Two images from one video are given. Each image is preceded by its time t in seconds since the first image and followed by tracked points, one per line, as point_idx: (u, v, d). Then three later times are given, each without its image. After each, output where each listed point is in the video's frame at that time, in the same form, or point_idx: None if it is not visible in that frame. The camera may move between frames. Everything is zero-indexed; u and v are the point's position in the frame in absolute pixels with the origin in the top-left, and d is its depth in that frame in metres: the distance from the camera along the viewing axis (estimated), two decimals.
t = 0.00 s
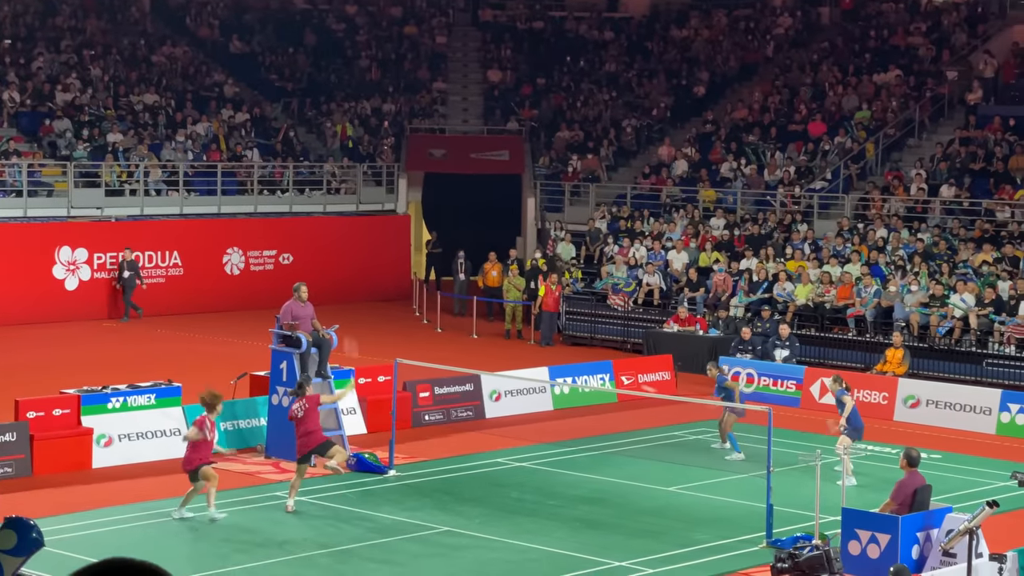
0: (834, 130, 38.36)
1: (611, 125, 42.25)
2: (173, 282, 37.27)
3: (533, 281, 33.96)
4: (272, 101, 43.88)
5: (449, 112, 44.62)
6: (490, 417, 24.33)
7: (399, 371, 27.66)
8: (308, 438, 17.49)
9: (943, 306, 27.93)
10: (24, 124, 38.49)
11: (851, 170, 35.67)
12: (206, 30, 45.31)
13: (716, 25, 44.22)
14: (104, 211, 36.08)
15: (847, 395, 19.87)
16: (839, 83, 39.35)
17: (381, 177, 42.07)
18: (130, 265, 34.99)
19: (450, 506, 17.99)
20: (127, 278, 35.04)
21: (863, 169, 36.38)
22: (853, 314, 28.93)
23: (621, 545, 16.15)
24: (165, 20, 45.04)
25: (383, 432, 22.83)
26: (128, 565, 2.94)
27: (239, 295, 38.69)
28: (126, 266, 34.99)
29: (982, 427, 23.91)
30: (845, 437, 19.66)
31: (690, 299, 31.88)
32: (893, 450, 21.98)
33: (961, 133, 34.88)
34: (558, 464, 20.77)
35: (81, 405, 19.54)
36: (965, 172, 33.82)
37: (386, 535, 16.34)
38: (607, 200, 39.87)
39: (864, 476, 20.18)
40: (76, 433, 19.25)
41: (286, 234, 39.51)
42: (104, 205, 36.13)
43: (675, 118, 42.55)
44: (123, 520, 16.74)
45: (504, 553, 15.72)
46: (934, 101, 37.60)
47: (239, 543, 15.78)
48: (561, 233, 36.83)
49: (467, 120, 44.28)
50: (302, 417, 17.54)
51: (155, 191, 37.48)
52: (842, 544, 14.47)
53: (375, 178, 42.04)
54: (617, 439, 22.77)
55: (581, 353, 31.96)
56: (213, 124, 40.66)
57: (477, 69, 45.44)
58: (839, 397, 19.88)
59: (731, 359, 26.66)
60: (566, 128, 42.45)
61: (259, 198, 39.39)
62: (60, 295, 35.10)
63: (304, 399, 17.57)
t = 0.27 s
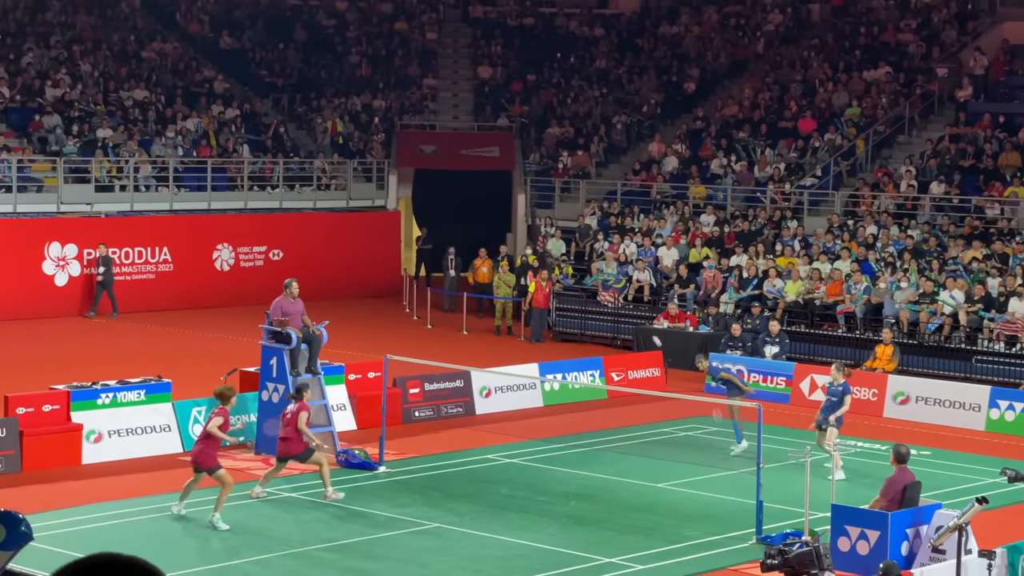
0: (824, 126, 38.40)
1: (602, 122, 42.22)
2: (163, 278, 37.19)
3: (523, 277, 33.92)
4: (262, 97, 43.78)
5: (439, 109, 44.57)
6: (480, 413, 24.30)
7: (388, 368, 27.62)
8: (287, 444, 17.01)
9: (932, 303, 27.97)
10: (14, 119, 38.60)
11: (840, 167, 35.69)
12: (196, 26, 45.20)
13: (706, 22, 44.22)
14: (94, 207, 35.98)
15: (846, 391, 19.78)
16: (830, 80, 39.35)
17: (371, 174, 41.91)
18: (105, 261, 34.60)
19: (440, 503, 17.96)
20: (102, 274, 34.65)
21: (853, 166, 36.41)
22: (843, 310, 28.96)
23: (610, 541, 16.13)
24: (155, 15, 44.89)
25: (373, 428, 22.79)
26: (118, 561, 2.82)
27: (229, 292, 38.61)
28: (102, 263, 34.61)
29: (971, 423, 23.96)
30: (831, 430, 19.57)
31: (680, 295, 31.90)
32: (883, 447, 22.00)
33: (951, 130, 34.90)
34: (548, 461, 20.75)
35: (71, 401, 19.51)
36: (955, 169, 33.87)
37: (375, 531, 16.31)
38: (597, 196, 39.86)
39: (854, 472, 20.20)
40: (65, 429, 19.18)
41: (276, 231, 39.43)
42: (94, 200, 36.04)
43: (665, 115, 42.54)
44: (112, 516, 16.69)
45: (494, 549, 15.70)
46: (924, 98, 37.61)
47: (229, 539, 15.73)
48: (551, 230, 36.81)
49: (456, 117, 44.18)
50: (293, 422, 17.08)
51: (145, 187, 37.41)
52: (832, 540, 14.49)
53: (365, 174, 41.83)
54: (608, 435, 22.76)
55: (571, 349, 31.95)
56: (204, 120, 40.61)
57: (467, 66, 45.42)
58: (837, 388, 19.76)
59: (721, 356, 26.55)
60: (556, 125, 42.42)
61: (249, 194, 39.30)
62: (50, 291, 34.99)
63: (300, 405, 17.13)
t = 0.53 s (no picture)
0: (817, 123, 38.40)
1: (594, 118, 42.18)
2: (155, 274, 37.11)
3: (515, 274, 33.87)
4: (254, 93, 43.68)
5: (432, 105, 44.50)
6: (472, 410, 24.28)
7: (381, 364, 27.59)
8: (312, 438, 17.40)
9: (924, 300, 27.99)
10: (6, 115, 38.39)
11: (833, 164, 35.71)
12: (189, 22, 45.05)
13: (699, 18, 44.18)
14: (86, 203, 35.89)
15: (838, 389, 19.67)
16: (822, 77, 39.36)
17: (363, 169, 41.76)
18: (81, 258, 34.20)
19: (432, 499, 17.95)
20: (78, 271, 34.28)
21: (845, 163, 36.42)
22: (835, 307, 28.97)
23: (603, 538, 16.13)
24: (147, 11, 44.71)
25: (365, 424, 22.77)
26: (106, 557, 2.45)
27: (221, 288, 38.55)
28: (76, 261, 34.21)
29: (962, 420, 24.01)
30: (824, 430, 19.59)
31: (673, 292, 31.89)
32: (875, 443, 22.03)
33: (943, 127, 34.92)
34: (540, 457, 20.74)
35: (62, 397, 19.55)
36: (947, 166, 33.91)
37: (368, 527, 16.29)
38: (590, 192, 39.83)
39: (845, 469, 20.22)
40: (57, 425, 19.12)
41: (268, 227, 39.35)
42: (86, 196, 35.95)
43: (658, 111, 42.53)
44: (104, 512, 16.64)
45: (486, 545, 15.69)
46: (917, 95, 37.60)
47: (221, 535, 15.70)
48: (543, 226, 36.78)
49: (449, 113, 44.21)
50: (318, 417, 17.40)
51: (137, 183, 37.32)
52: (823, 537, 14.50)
53: (358, 171, 41.76)
54: (600, 432, 22.76)
55: (563, 346, 31.92)
56: (196, 116, 40.44)
57: (460, 62, 45.38)
58: (828, 388, 19.67)
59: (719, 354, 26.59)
60: (549, 121, 42.37)
61: (241, 190, 39.22)
62: (42, 287, 34.88)
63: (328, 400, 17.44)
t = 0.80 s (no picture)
0: (812, 121, 38.43)
1: (589, 116, 42.18)
2: (150, 271, 37.08)
3: (510, 271, 33.88)
4: (249, 90, 43.65)
5: (427, 102, 44.50)
6: (466, 407, 24.29)
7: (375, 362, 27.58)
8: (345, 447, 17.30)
9: (919, 297, 28.02)
10: (1, 112, 38.15)
11: (828, 162, 35.74)
12: (184, 19, 44.97)
13: (694, 16, 44.19)
14: (81, 200, 35.86)
15: (830, 390, 19.81)
16: (817, 75, 39.40)
17: (358, 167, 41.87)
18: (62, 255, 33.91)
19: (426, 496, 17.94)
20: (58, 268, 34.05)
21: (840, 161, 36.45)
22: (829, 305, 29.01)
23: (598, 536, 16.13)
24: (142, 8, 44.63)
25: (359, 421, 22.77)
26: (95, 556, 2.08)
27: (216, 285, 38.52)
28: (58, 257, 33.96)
29: (957, 418, 24.04)
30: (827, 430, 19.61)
31: (667, 290, 31.92)
32: (869, 441, 22.06)
33: (938, 125, 34.94)
34: (535, 455, 20.75)
35: (57, 394, 19.35)
36: (941, 164, 33.94)
37: (362, 525, 16.28)
38: (585, 190, 39.83)
39: (839, 467, 20.25)
40: (51, 423, 19.05)
41: (263, 224, 39.32)
42: (80, 193, 35.90)
43: (653, 109, 42.55)
44: (99, 509, 16.64)
45: (480, 543, 15.69)
46: (912, 92, 37.62)
47: (215, 533, 15.68)
48: (538, 224, 36.80)
49: (444, 109, 44.71)
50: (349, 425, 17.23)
51: (132, 180, 37.28)
52: (818, 534, 14.51)
53: (353, 168, 41.84)
54: (595, 429, 22.76)
55: (558, 344, 31.93)
56: (191, 113, 40.35)
57: (455, 60, 45.40)
58: (822, 390, 19.76)
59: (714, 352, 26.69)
60: (544, 119, 42.36)
61: (236, 187, 39.19)
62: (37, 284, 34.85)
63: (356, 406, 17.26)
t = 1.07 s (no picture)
0: (808, 119, 38.46)
1: (585, 114, 42.15)
2: (145, 268, 37.05)
3: (506, 269, 33.87)
4: (244, 87, 43.61)
5: (423, 100, 44.48)
6: (462, 405, 24.30)
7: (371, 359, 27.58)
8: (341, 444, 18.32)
9: (915, 296, 28.07)
10: None
11: (824, 160, 35.76)
12: (179, 15, 44.83)
13: (690, 14, 44.20)
14: (77, 197, 35.83)
15: (828, 376, 19.78)
16: (813, 73, 39.41)
17: (354, 165, 41.83)
18: (41, 251, 33.66)
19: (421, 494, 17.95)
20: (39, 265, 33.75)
21: (836, 159, 36.47)
22: (825, 303, 29.02)
23: (594, 533, 16.14)
24: (138, 5, 44.52)
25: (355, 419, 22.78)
26: (100, 552, 2.02)
27: (211, 282, 38.50)
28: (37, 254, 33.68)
29: (952, 416, 24.06)
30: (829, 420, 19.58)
31: (663, 287, 31.92)
32: (864, 439, 22.09)
33: (934, 123, 34.97)
34: (530, 452, 20.76)
35: (52, 391, 19.33)
36: (937, 162, 33.97)
37: (358, 522, 16.29)
38: (581, 188, 39.82)
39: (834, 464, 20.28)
40: (47, 420, 18.99)
41: (259, 222, 39.30)
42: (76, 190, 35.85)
43: (649, 107, 42.56)
44: (94, 507, 16.62)
45: (476, 540, 15.70)
46: (908, 90, 37.64)
47: (210, 530, 15.67)
48: (534, 222, 36.79)
49: (441, 108, 44.38)
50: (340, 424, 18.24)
51: (127, 177, 37.22)
52: (813, 532, 14.54)
53: (348, 165, 41.84)
54: (591, 427, 22.77)
55: (554, 341, 31.92)
56: (187, 110, 40.31)
57: (451, 57, 45.40)
58: (821, 375, 19.72)
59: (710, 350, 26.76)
60: (540, 116, 42.32)
61: (232, 184, 39.15)
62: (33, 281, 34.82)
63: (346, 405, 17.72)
